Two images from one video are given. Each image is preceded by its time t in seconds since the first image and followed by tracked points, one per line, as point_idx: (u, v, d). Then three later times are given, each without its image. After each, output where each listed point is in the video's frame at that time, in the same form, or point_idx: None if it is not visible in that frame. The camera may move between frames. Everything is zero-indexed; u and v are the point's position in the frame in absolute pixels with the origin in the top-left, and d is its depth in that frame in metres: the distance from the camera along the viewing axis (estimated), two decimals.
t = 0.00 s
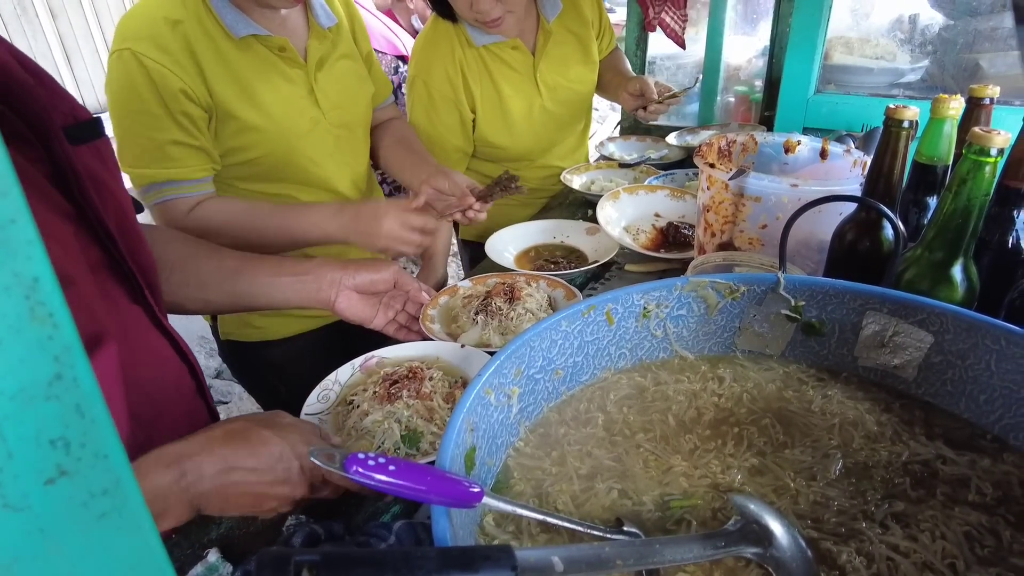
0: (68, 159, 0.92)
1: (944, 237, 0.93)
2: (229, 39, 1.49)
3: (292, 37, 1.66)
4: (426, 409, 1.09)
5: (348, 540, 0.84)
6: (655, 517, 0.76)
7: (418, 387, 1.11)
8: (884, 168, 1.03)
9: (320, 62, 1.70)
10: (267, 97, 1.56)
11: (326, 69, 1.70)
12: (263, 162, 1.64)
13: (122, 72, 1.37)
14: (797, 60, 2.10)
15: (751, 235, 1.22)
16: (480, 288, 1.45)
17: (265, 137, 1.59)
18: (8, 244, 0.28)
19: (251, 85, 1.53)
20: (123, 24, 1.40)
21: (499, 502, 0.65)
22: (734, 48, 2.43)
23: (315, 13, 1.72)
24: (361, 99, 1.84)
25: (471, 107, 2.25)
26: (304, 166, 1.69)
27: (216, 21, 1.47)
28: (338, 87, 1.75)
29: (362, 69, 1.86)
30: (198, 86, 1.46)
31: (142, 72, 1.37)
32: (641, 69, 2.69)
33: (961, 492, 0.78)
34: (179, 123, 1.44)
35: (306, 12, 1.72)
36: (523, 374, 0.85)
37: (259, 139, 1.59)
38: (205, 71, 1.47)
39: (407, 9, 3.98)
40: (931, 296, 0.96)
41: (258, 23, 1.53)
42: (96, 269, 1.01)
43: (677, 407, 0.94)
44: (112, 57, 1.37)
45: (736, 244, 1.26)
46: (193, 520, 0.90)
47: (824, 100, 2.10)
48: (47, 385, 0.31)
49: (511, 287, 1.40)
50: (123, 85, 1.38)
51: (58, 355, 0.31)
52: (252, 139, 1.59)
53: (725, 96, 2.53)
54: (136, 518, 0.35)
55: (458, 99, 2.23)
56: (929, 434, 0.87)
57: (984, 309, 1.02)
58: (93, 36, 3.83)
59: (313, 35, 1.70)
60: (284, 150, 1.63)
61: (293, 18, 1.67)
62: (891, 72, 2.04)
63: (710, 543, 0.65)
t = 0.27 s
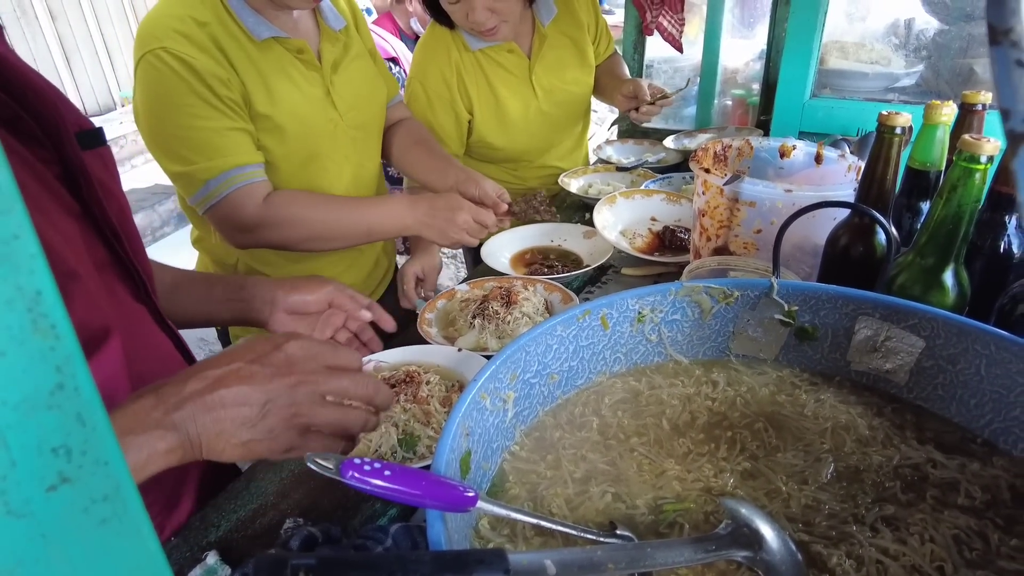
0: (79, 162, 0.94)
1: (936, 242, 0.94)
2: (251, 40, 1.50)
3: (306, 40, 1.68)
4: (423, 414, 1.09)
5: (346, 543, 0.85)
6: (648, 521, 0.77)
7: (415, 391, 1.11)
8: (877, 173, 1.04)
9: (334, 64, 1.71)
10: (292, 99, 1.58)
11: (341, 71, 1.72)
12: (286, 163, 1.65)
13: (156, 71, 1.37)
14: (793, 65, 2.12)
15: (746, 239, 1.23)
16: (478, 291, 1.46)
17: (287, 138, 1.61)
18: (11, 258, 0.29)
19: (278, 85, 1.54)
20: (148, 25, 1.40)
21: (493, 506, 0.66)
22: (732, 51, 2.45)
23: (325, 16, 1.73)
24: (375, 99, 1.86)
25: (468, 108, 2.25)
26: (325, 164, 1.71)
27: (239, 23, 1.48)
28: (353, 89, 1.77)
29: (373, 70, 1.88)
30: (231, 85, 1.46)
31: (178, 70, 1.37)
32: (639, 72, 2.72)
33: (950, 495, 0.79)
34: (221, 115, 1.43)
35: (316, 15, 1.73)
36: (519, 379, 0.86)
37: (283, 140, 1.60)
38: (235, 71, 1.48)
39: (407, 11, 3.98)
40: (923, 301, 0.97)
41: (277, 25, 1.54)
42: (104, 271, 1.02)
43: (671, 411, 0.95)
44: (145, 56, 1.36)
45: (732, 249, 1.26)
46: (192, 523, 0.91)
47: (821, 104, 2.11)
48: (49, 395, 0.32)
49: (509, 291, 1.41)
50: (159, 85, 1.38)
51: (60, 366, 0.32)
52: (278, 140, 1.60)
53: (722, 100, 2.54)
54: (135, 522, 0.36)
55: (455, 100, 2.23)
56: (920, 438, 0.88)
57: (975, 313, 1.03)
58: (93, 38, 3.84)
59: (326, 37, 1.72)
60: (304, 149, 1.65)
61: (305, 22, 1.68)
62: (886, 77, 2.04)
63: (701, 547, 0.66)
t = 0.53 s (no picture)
0: (51, 168, 1.02)
1: (928, 247, 0.95)
2: (266, 46, 1.51)
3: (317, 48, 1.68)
4: (418, 416, 1.11)
5: (340, 544, 0.86)
6: (640, 523, 0.78)
7: (410, 394, 1.13)
8: (870, 177, 1.04)
9: (345, 70, 1.72)
10: (307, 104, 1.59)
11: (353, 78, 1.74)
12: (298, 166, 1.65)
13: (171, 76, 1.36)
14: (789, 68, 2.13)
15: (740, 243, 1.24)
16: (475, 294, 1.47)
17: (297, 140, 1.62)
18: (7, 265, 0.30)
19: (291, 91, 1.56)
20: (164, 28, 1.39)
21: (484, 508, 0.66)
22: (728, 54, 2.47)
23: (336, 21, 1.74)
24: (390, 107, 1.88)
25: (468, 109, 2.26)
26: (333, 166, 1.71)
27: (255, 29, 1.49)
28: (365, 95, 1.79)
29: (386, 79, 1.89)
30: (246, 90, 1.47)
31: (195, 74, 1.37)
32: (636, 77, 2.70)
33: (939, 498, 0.80)
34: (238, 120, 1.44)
35: (326, 20, 1.74)
36: (512, 382, 0.87)
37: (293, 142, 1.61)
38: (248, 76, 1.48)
39: (407, 13, 3.98)
40: (915, 305, 0.98)
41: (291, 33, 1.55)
42: (75, 277, 1.08)
43: (663, 414, 0.96)
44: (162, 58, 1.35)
45: (726, 252, 1.27)
46: (189, 524, 0.92)
47: (817, 107, 2.12)
48: (44, 399, 0.32)
49: (504, 294, 1.42)
50: (174, 90, 1.37)
51: (54, 371, 0.32)
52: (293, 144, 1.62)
53: (720, 103, 2.55)
54: (129, 523, 0.37)
55: (454, 101, 2.24)
56: (911, 441, 0.89)
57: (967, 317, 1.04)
58: (92, 39, 3.84)
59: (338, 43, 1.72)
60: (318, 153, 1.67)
61: (316, 26, 1.68)
62: (881, 81, 2.06)
63: (690, 549, 0.67)
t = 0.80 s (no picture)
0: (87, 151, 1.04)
1: (922, 248, 0.95)
2: (282, 54, 1.52)
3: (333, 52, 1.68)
4: (413, 417, 1.11)
5: (334, 544, 0.86)
6: (633, 523, 0.78)
7: (406, 395, 1.13)
8: (865, 178, 1.05)
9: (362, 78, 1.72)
10: (321, 111, 1.59)
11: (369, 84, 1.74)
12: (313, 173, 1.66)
13: (182, 81, 1.37)
14: (787, 71, 2.13)
15: (737, 244, 1.24)
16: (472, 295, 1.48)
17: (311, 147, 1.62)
18: None
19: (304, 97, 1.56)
20: (180, 34, 1.39)
21: (476, 508, 0.66)
22: (727, 56, 2.47)
23: (355, 27, 1.75)
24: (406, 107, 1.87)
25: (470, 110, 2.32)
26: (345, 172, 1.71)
27: (270, 36, 1.50)
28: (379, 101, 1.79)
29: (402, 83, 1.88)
30: (255, 98, 1.47)
31: (206, 80, 1.37)
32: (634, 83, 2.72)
33: (933, 499, 0.80)
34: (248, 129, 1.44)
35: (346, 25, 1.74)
36: (507, 382, 0.87)
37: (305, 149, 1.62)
38: (259, 83, 1.48)
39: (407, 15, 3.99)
40: (910, 306, 0.98)
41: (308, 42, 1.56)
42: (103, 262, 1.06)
43: (658, 415, 0.96)
44: (173, 66, 1.36)
45: (722, 253, 1.27)
46: (184, 524, 0.92)
47: (815, 108, 2.12)
48: (31, 397, 0.33)
49: (501, 295, 1.43)
50: (184, 95, 1.38)
51: (41, 369, 0.33)
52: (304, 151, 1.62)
53: (719, 105, 2.54)
54: (117, 522, 0.37)
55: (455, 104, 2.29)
56: (905, 442, 0.89)
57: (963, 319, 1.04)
58: (93, 40, 3.85)
59: (357, 50, 1.72)
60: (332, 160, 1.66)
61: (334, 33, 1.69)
62: (878, 83, 2.06)
63: (681, 549, 0.67)
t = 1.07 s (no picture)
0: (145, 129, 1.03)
1: (923, 249, 0.95)
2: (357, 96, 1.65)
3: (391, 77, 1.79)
4: (412, 417, 1.11)
5: (332, 545, 0.86)
6: (632, 525, 0.78)
7: (405, 395, 1.13)
8: (866, 178, 1.04)
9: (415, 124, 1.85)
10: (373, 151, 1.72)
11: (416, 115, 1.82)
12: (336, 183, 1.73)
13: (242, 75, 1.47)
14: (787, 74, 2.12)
15: (737, 245, 1.24)
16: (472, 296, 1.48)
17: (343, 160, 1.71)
18: None
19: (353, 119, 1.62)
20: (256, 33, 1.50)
21: (473, 509, 0.66)
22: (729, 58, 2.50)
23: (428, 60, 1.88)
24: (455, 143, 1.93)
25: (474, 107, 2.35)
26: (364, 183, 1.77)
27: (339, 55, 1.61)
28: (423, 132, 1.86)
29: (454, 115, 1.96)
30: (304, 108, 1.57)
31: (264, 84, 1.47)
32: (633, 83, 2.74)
33: (934, 501, 0.79)
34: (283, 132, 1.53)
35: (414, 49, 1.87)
36: (506, 383, 0.87)
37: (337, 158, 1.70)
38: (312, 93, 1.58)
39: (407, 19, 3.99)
40: (911, 308, 0.97)
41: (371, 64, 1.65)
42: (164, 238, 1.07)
43: (657, 416, 0.95)
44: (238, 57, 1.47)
45: (723, 255, 1.27)
46: (183, 524, 0.92)
47: (816, 110, 2.11)
48: (24, 396, 0.32)
49: (501, 295, 1.42)
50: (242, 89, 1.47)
51: (34, 368, 0.33)
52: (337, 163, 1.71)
53: (720, 105, 2.60)
54: (112, 522, 0.36)
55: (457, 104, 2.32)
56: (906, 443, 0.88)
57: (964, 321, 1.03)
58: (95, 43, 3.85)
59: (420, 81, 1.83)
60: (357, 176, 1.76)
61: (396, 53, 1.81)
62: (880, 84, 2.05)
63: (680, 551, 0.66)
